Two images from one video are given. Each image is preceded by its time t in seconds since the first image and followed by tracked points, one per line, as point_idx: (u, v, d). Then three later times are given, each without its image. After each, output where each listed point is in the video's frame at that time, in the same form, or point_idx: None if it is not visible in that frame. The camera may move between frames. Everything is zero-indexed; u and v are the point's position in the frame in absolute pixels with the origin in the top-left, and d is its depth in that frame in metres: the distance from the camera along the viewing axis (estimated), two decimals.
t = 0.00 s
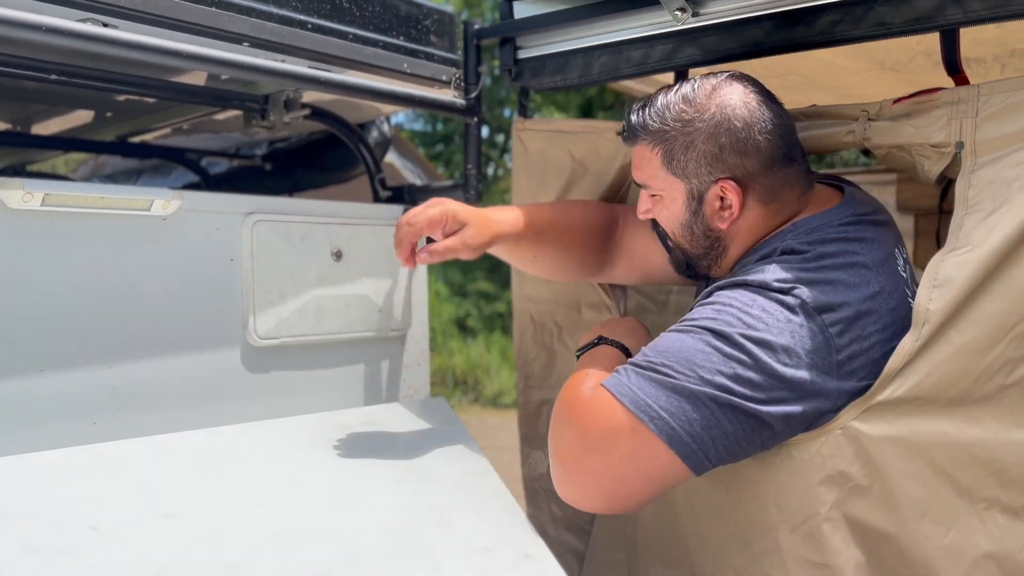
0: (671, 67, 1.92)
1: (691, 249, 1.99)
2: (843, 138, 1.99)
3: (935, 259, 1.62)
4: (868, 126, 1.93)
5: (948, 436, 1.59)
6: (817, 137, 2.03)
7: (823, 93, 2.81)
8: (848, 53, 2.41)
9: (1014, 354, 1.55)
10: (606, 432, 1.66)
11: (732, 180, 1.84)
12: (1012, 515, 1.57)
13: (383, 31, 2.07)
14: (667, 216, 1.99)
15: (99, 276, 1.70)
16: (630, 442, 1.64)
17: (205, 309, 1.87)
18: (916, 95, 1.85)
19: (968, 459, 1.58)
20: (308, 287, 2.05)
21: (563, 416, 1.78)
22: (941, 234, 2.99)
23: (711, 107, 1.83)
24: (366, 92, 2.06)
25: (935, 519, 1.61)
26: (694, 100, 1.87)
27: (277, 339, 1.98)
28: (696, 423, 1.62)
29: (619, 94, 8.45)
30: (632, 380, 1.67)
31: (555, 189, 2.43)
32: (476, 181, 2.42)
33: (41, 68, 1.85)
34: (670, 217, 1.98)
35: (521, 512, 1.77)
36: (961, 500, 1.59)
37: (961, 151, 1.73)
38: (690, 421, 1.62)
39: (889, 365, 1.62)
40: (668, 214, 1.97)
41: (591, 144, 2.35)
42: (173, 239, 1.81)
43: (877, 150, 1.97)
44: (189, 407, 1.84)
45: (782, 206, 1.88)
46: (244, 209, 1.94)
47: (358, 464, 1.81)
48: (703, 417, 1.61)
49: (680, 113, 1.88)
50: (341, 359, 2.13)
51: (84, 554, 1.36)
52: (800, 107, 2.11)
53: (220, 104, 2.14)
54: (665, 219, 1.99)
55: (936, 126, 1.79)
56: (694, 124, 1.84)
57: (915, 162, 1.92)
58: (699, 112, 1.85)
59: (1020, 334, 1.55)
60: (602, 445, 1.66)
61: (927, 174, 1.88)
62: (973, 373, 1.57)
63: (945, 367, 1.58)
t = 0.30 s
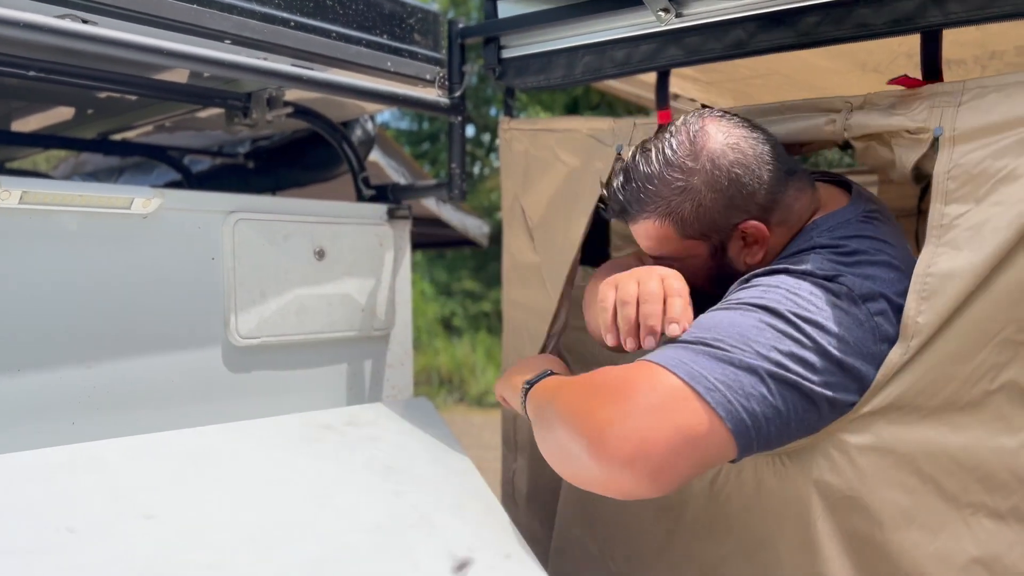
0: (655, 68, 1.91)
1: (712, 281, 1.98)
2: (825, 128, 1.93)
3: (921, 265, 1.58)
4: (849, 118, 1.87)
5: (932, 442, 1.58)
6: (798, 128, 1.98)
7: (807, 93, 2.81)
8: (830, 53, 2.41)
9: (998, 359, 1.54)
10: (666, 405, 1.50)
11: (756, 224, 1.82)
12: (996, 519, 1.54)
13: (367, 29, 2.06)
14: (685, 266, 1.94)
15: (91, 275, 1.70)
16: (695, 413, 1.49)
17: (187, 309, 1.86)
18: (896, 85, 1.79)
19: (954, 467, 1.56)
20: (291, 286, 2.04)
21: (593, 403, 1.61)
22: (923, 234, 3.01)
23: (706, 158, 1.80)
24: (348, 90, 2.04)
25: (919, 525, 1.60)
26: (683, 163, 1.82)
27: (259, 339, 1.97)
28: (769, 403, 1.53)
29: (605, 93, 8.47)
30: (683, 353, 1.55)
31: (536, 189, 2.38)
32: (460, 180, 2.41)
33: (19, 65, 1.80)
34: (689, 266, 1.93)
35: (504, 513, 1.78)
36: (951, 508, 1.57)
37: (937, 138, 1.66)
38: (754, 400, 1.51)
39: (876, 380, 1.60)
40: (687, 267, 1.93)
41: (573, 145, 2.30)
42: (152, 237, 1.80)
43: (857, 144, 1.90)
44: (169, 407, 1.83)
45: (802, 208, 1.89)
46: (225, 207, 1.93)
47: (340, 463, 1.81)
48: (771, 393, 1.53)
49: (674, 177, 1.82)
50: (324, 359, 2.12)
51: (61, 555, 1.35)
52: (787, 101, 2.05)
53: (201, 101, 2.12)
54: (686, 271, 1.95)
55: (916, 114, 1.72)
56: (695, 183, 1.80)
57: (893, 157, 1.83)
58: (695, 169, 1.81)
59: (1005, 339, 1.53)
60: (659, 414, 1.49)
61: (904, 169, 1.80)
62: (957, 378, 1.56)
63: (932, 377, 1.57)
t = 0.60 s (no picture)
0: (628, 69, 1.91)
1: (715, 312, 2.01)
2: (801, 135, 1.89)
3: (907, 272, 1.57)
4: (829, 126, 1.83)
5: (938, 459, 1.56)
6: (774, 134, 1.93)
7: (782, 94, 2.83)
8: (805, 55, 2.43)
9: (997, 373, 1.53)
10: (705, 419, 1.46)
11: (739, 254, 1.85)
12: (1009, 536, 1.52)
13: (342, 27, 2.05)
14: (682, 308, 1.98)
15: (80, 275, 1.72)
16: (735, 425, 1.46)
17: (159, 308, 1.85)
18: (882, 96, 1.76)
19: (960, 482, 1.54)
20: (265, 285, 2.03)
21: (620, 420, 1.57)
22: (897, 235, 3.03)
23: (679, 203, 1.81)
24: (323, 88, 2.03)
25: (925, 542, 1.58)
26: (656, 212, 1.83)
27: (232, 338, 1.96)
28: (801, 405, 1.52)
29: (584, 93, 8.50)
30: (707, 360, 1.54)
31: (511, 190, 2.36)
32: (436, 179, 2.40)
33: None
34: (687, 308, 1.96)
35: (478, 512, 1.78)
36: (961, 526, 1.55)
37: (920, 147, 1.64)
38: (786, 402, 1.50)
39: (875, 395, 1.58)
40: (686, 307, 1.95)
41: (549, 147, 2.27)
42: (122, 236, 1.78)
43: (835, 151, 1.87)
44: (140, 407, 1.82)
45: (783, 219, 1.92)
46: (198, 206, 1.91)
47: (312, 463, 1.80)
48: (800, 396, 1.52)
49: (652, 227, 1.83)
50: (298, 359, 2.11)
51: (26, 556, 1.34)
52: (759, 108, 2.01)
53: (173, 98, 2.09)
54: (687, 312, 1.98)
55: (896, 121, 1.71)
56: (674, 230, 1.82)
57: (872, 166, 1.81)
58: (670, 216, 1.82)
59: (1002, 352, 1.52)
60: (699, 429, 1.46)
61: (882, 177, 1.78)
62: (960, 393, 1.54)
63: (931, 392, 1.55)
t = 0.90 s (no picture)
0: (595, 70, 1.92)
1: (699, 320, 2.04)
2: (767, 143, 1.84)
3: (878, 285, 1.62)
4: (797, 131, 1.79)
5: (921, 464, 1.59)
6: (739, 140, 1.87)
7: (749, 96, 2.85)
8: (772, 58, 2.45)
9: (977, 379, 1.55)
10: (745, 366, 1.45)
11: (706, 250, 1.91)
12: (1003, 543, 1.53)
13: (311, 25, 2.04)
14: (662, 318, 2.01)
15: (43, 274, 1.69)
16: (773, 370, 1.47)
17: (124, 307, 1.83)
18: (848, 104, 1.74)
19: (944, 487, 1.57)
20: (231, 284, 2.01)
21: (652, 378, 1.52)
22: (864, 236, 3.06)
23: (640, 200, 1.92)
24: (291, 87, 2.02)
25: (912, 546, 1.60)
26: (623, 213, 1.94)
27: (197, 338, 1.94)
28: (812, 348, 1.55)
29: (555, 94, 8.52)
30: (724, 314, 1.55)
31: (483, 191, 2.33)
32: (404, 179, 2.39)
33: None
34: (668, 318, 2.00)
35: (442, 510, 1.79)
36: (949, 531, 1.57)
37: (885, 156, 1.66)
38: (802, 344, 1.53)
39: (853, 401, 1.65)
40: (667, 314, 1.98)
41: (517, 149, 2.25)
42: (85, 235, 1.76)
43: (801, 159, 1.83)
44: (104, 408, 1.79)
45: (748, 216, 2.04)
46: (162, 204, 1.89)
47: (276, 462, 1.79)
48: (809, 341, 1.55)
49: (620, 227, 1.94)
50: (265, 359, 2.09)
51: None
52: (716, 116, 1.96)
53: (138, 95, 2.07)
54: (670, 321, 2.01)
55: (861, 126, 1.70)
56: (640, 225, 1.91)
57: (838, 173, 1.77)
58: (635, 214, 1.92)
59: (977, 359, 1.55)
60: (741, 373, 1.44)
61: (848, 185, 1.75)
62: (938, 398, 1.58)
63: (907, 400, 1.61)
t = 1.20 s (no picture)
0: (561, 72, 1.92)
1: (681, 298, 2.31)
2: (732, 142, 1.83)
3: (839, 286, 1.66)
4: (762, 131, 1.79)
5: (884, 464, 1.64)
6: (705, 139, 1.87)
7: (713, 99, 2.88)
8: (735, 62, 2.48)
9: (937, 382, 1.61)
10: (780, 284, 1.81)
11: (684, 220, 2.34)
12: (962, 541, 1.59)
13: (275, 24, 2.02)
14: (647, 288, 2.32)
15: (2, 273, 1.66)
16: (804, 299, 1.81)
17: (83, 307, 1.80)
18: (812, 103, 1.77)
19: (907, 486, 1.62)
20: (193, 284, 1.99)
21: (723, 301, 1.77)
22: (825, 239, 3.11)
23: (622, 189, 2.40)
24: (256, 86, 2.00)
25: (875, 544, 1.65)
26: (612, 196, 2.38)
27: (158, 339, 1.92)
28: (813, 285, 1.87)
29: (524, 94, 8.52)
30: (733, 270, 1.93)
31: (450, 191, 2.28)
32: (370, 179, 2.38)
33: None
34: (651, 286, 2.31)
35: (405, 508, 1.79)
36: (911, 529, 1.62)
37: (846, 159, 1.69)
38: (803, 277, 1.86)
39: (817, 401, 1.68)
40: (650, 282, 2.31)
41: (484, 148, 2.22)
42: (43, 234, 1.73)
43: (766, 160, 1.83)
44: (63, 409, 1.77)
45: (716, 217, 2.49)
46: (124, 202, 1.87)
47: (237, 463, 1.78)
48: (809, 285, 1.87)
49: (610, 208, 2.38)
50: (226, 359, 2.07)
51: None
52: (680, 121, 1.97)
53: (98, 92, 2.04)
54: (653, 293, 2.32)
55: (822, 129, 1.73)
56: (626, 202, 2.35)
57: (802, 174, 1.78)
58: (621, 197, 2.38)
59: (938, 360, 1.61)
60: (788, 300, 1.79)
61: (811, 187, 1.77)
62: (899, 400, 1.63)
63: (869, 402, 1.65)
